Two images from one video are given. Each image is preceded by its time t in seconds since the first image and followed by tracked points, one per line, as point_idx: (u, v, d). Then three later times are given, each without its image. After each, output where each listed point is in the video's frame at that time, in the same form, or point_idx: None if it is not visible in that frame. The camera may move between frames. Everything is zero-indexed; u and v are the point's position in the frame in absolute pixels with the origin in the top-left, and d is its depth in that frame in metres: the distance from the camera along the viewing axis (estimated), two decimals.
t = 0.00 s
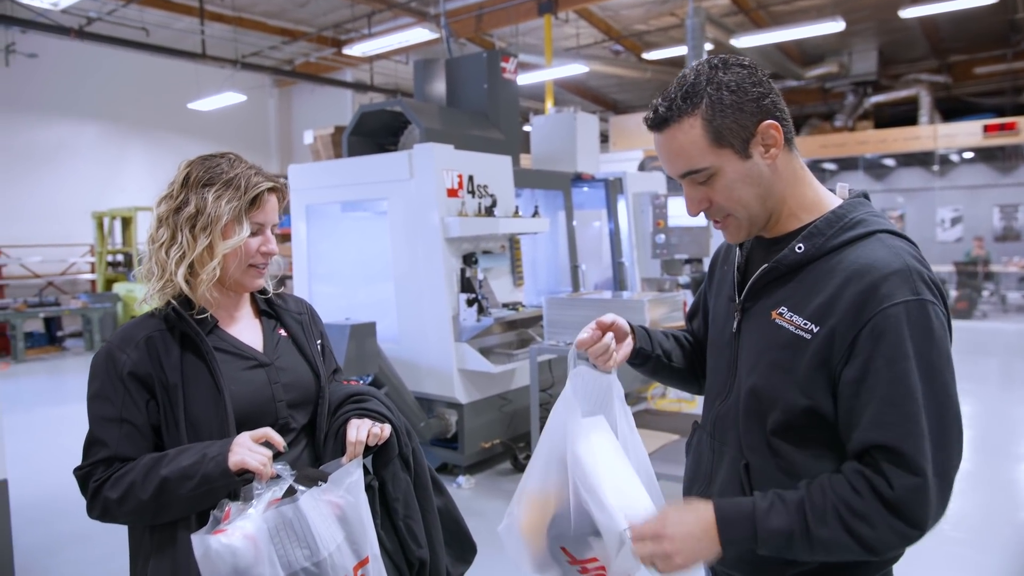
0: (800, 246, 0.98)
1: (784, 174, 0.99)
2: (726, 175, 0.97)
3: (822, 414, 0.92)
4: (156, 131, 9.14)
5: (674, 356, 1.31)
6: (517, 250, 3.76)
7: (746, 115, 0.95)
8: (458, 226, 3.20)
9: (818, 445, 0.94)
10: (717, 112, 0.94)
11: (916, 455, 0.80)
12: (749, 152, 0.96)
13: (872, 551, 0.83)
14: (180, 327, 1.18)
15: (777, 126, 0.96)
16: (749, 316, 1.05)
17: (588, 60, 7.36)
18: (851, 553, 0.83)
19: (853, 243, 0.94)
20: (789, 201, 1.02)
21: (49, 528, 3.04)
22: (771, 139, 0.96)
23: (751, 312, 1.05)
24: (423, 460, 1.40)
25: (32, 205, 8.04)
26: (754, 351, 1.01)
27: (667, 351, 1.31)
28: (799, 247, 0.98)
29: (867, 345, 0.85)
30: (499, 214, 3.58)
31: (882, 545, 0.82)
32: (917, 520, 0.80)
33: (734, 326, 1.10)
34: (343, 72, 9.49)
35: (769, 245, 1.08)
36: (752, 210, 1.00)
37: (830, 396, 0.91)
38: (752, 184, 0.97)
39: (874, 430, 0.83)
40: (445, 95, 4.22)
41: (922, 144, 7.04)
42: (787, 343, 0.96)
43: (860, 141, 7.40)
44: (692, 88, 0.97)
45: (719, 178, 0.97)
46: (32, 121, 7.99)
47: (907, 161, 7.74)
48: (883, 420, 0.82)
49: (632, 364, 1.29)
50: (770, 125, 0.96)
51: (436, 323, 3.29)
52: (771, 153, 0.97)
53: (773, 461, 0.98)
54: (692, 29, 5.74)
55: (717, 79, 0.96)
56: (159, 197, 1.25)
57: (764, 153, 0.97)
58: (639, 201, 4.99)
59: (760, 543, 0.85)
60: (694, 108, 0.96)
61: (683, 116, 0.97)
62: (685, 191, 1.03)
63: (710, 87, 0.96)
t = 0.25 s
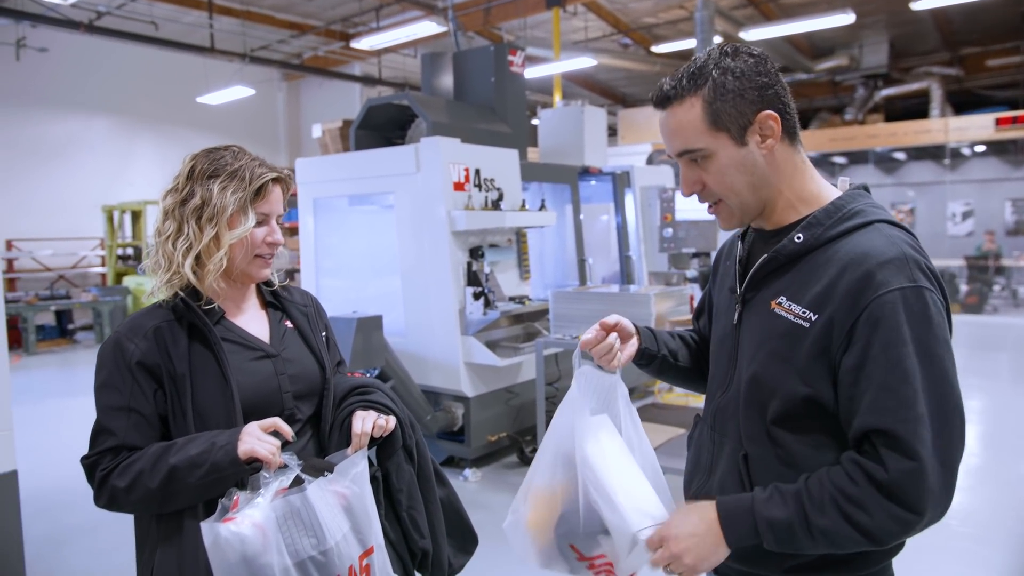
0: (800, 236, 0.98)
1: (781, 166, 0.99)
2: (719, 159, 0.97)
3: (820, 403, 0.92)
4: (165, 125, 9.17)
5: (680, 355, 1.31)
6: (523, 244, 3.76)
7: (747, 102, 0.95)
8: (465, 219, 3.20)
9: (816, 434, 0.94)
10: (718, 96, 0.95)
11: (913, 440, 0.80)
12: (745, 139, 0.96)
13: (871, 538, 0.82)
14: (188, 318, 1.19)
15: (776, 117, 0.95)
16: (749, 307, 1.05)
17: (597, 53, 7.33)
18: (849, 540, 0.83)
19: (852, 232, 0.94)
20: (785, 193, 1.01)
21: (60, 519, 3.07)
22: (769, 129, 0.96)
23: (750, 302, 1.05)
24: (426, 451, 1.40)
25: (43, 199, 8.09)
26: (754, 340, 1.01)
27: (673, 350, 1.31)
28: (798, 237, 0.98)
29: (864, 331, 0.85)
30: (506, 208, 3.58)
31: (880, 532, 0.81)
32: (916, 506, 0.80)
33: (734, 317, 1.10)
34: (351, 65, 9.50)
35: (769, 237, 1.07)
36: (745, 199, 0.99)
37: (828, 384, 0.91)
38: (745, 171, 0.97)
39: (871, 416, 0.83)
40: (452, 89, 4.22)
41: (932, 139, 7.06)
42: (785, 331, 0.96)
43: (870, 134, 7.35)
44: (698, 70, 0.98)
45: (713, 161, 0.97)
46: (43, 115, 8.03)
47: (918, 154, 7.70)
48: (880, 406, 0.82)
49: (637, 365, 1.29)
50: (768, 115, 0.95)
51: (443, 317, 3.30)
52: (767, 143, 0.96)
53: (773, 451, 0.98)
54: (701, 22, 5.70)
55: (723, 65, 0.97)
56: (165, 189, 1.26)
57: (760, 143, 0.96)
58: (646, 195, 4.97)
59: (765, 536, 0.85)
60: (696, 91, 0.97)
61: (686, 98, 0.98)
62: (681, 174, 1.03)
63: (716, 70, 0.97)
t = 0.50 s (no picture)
0: (797, 231, 0.98)
1: (781, 161, 0.99)
2: (719, 151, 0.97)
3: (815, 397, 0.93)
4: (174, 121, 9.21)
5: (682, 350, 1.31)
6: (530, 240, 3.76)
7: (750, 96, 0.95)
8: (471, 216, 3.21)
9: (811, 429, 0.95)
10: (722, 88, 0.96)
11: (900, 434, 0.80)
12: (746, 133, 0.96)
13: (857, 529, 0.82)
14: (193, 313, 1.21)
15: (777, 111, 0.96)
16: (748, 301, 1.05)
17: (605, 49, 7.31)
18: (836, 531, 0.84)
19: (847, 228, 0.94)
20: (783, 188, 1.01)
21: (71, 512, 3.10)
22: (770, 124, 0.96)
23: (749, 297, 1.05)
24: (428, 446, 1.41)
25: (54, 195, 8.15)
26: (753, 335, 1.02)
27: (677, 348, 1.30)
28: (796, 233, 0.98)
29: (856, 325, 0.85)
30: (512, 204, 3.59)
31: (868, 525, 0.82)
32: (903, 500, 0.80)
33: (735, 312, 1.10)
34: (359, 62, 9.52)
35: (768, 233, 1.07)
36: (743, 192, 1.00)
37: (823, 378, 0.92)
38: (745, 164, 0.97)
39: (861, 409, 0.83)
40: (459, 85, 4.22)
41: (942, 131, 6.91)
42: (782, 326, 0.96)
43: (880, 131, 7.30)
44: (705, 62, 0.99)
45: (712, 152, 0.98)
46: (53, 112, 8.08)
47: (928, 151, 7.69)
48: (869, 400, 0.82)
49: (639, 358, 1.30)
50: (770, 110, 0.95)
51: (449, 314, 3.31)
52: (767, 138, 0.97)
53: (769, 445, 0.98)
54: (710, 18, 5.68)
55: (729, 58, 0.98)
56: (171, 185, 1.27)
57: (761, 137, 0.97)
58: (653, 191, 4.97)
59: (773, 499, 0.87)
60: (700, 83, 0.97)
61: (691, 90, 0.98)
62: (681, 165, 1.03)
63: (722, 63, 0.97)
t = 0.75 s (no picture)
0: (789, 230, 0.99)
1: (781, 162, 0.99)
2: (721, 150, 0.97)
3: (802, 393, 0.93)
4: (178, 121, 9.24)
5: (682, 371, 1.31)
6: (531, 241, 3.77)
7: (753, 97, 0.96)
8: (472, 217, 3.22)
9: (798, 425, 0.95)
10: (727, 88, 0.96)
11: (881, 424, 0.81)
12: (749, 133, 0.97)
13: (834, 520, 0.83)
14: (194, 313, 1.21)
15: (780, 113, 0.96)
16: (740, 299, 1.06)
17: (608, 50, 7.31)
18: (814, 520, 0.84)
19: (837, 227, 0.95)
20: (782, 189, 1.01)
21: (73, 511, 3.12)
22: (772, 125, 0.97)
23: (741, 295, 1.06)
24: (426, 445, 1.42)
25: (58, 195, 8.18)
26: (744, 333, 1.03)
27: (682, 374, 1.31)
28: (788, 232, 0.99)
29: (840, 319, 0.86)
30: (513, 205, 3.59)
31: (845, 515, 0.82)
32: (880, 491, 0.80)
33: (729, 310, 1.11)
34: (363, 62, 9.54)
35: (762, 234, 1.07)
36: (743, 191, 1.00)
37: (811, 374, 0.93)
38: (746, 164, 0.98)
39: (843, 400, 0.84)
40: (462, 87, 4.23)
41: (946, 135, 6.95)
42: (772, 322, 0.97)
43: (884, 133, 7.29)
44: (711, 61, 0.99)
45: (715, 150, 0.98)
46: (58, 112, 8.11)
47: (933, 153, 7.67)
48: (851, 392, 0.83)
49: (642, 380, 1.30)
50: (773, 111, 0.96)
51: (450, 315, 3.32)
52: (770, 139, 0.97)
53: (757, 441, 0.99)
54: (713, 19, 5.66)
55: (735, 58, 0.98)
56: (171, 186, 1.28)
57: (763, 138, 0.97)
58: (655, 193, 4.98)
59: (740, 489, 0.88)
60: (706, 81, 0.98)
61: (697, 86, 0.98)
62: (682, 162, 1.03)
63: (728, 63, 0.97)
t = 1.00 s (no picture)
0: (785, 229, 0.99)
1: (776, 161, 1.00)
2: (717, 149, 0.98)
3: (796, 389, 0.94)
4: (182, 121, 9.27)
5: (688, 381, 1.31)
6: (532, 241, 3.78)
7: (749, 97, 0.96)
8: (473, 217, 3.22)
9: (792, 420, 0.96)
10: (723, 88, 0.97)
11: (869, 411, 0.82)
12: (744, 133, 0.97)
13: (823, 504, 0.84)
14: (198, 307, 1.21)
15: (775, 113, 0.97)
16: (737, 298, 1.07)
17: (611, 50, 7.32)
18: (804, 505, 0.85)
19: (834, 224, 0.95)
20: (776, 189, 1.02)
21: (76, 509, 3.13)
22: (768, 125, 0.97)
23: (739, 293, 1.06)
24: (426, 439, 1.42)
25: (63, 194, 8.21)
26: (740, 330, 1.03)
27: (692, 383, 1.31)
28: (784, 230, 0.99)
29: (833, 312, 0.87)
30: (514, 205, 3.60)
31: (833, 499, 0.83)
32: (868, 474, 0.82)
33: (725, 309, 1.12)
34: (366, 62, 9.56)
35: (758, 233, 1.07)
36: (738, 191, 1.00)
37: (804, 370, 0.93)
38: (740, 163, 0.98)
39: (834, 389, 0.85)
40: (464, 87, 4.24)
41: (948, 136, 6.97)
42: (767, 319, 0.98)
43: (887, 133, 7.28)
44: (707, 62, 1.00)
45: (710, 150, 0.98)
46: (62, 111, 8.14)
47: (935, 153, 7.67)
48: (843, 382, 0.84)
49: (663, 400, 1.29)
50: (769, 110, 0.97)
51: (451, 316, 3.32)
52: (765, 139, 0.98)
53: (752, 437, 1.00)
54: (715, 20, 5.65)
55: (730, 59, 0.98)
56: (172, 182, 1.29)
57: (758, 138, 0.98)
58: (656, 193, 4.98)
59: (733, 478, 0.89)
60: (702, 82, 0.98)
61: (692, 87, 0.99)
62: (679, 161, 1.04)
63: (724, 63, 0.98)
